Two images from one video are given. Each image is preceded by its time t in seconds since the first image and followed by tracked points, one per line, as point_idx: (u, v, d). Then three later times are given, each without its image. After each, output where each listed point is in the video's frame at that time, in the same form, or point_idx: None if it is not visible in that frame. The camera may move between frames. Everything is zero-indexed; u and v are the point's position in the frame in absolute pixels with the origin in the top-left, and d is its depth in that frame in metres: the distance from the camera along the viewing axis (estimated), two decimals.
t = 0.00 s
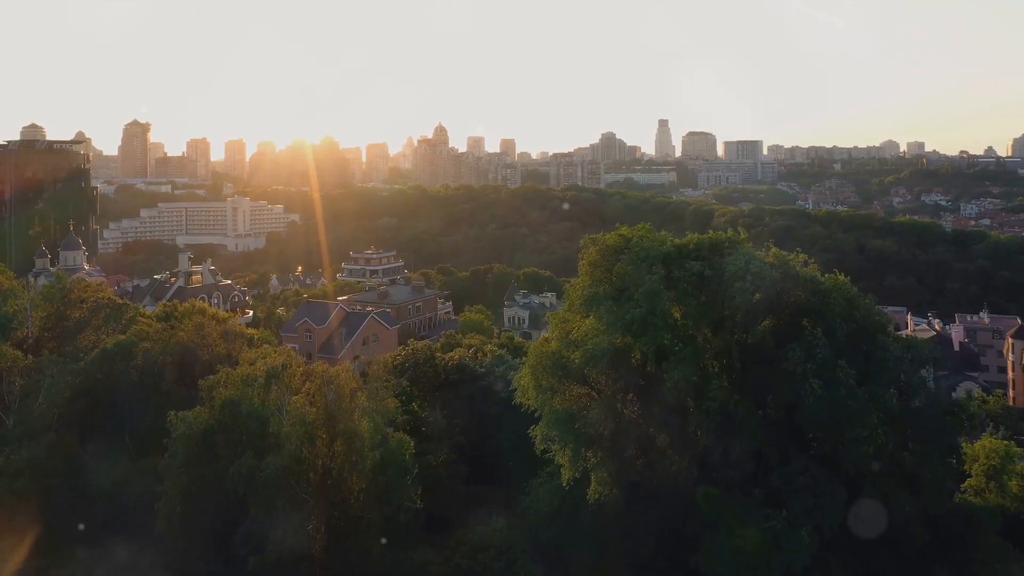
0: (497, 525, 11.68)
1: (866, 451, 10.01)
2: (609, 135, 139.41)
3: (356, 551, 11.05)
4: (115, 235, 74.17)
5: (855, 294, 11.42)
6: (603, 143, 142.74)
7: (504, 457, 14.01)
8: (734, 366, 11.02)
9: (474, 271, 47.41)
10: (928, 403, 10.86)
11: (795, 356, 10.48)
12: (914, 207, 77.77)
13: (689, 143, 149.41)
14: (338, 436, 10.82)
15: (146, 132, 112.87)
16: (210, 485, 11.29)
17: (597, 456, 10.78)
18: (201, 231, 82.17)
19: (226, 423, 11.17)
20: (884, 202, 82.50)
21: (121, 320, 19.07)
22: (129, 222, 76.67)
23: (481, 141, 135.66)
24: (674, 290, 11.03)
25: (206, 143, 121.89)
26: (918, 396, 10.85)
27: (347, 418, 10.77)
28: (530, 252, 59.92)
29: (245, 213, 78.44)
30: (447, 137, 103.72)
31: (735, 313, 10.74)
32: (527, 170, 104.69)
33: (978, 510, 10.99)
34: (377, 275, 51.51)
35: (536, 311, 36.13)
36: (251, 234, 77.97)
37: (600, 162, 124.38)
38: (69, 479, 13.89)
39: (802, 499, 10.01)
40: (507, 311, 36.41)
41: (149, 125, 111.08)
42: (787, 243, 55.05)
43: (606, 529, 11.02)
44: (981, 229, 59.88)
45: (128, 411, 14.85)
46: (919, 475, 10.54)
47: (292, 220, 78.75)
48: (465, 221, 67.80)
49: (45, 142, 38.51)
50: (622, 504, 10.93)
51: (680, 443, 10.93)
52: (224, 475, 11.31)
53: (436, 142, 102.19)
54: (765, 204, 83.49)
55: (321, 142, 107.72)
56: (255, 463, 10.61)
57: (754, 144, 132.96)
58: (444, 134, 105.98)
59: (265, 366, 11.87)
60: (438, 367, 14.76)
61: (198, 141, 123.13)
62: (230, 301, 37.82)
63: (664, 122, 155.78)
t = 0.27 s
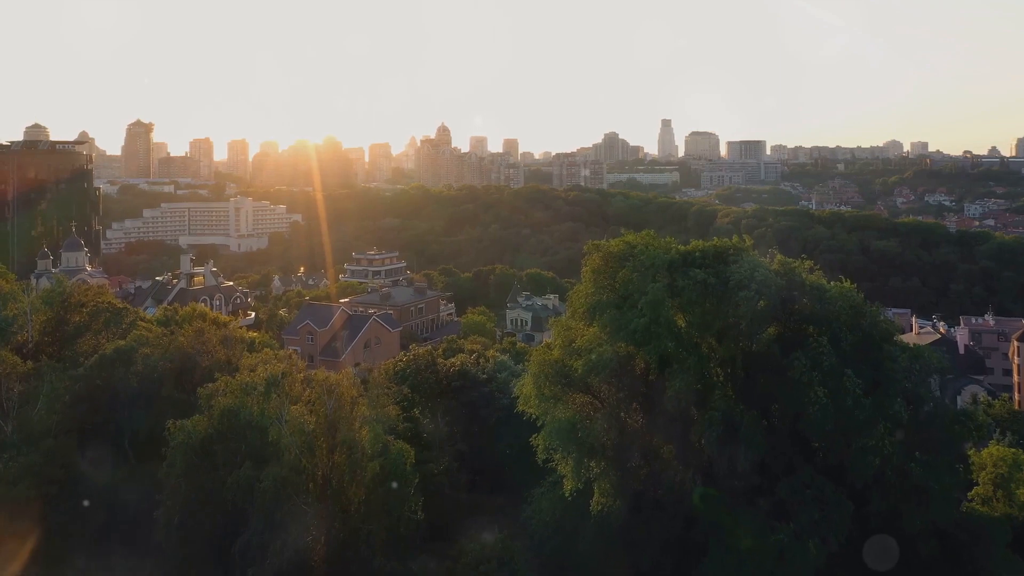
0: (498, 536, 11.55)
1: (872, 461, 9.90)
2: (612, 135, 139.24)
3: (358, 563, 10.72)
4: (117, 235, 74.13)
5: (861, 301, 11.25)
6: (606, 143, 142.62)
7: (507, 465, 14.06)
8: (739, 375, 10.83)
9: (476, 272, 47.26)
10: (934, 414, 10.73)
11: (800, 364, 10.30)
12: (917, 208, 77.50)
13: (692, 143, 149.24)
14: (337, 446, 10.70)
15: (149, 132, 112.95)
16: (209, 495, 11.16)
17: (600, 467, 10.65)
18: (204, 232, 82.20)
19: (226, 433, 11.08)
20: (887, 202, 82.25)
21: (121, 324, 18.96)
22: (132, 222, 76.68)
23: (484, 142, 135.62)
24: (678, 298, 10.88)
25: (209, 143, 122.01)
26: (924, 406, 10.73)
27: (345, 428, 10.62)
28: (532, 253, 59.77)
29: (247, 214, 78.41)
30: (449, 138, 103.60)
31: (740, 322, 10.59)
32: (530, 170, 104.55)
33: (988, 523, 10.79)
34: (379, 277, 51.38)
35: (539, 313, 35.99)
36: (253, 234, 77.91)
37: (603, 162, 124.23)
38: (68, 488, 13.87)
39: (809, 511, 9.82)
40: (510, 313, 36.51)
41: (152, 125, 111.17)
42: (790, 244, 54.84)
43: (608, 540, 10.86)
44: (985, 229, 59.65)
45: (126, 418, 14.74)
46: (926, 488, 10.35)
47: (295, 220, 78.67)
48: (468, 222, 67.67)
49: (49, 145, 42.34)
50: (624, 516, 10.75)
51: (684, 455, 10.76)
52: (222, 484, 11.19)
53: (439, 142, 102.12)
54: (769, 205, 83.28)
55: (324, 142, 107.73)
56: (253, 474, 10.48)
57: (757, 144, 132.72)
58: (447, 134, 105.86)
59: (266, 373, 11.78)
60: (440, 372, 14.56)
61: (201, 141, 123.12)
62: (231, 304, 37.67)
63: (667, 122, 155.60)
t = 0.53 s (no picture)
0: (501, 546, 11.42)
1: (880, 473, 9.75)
2: (615, 135, 139.06)
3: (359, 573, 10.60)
4: (120, 236, 74.10)
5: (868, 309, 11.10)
6: (609, 143, 142.46)
7: (509, 471, 14.06)
8: (743, 384, 10.68)
9: (479, 273, 47.14)
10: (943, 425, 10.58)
11: (806, 373, 10.16)
12: (921, 208, 77.29)
13: (695, 143, 149.06)
14: (337, 456, 10.59)
15: (152, 132, 112.97)
16: (208, 505, 11.04)
17: (604, 477, 10.52)
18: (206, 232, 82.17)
19: (224, 442, 10.96)
20: (891, 203, 82.05)
21: (121, 329, 18.81)
22: (135, 222, 76.66)
23: (487, 141, 135.49)
24: (683, 306, 10.74)
25: (213, 142, 122.00)
26: (933, 416, 10.57)
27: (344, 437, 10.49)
28: (536, 253, 59.63)
29: (251, 214, 78.39)
30: (452, 137, 103.47)
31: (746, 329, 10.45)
32: (533, 170, 104.39)
33: (997, 535, 10.66)
34: (382, 277, 51.29)
35: (542, 315, 35.89)
36: (256, 234, 77.84)
37: (606, 162, 124.07)
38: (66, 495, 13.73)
39: (816, 525, 9.68)
40: (513, 314, 36.48)
41: (156, 125, 111.19)
42: (794, 245, 54.65)
43: (612, 550, 10.75)
44: (989, 230, 59.45)
45: (125, 425, 14.60)
46: (936, 501, 10.22)
47: (298, 220, 78.57)
48: (471, 222, 67.55)
49: (51, 146, 43.08)
50: (628, 527, 10.62)
51: (689, 465, 10.60)
52: (221, 493, 11.07)
53: (442, 142, 102.01)
54: (772, 205, 83.06)
55: (327, 142, 107.66)
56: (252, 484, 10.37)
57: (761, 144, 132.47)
58: (450, 134, 105.73)
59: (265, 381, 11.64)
60: (441, 378, 14.44)
61: (204, 140, 123.08)
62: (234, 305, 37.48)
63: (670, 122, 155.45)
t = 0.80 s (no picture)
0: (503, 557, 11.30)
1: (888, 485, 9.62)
2: (618, 135, 138.82)
3: None
4: (123, 236, 74.01)
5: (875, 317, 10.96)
6: (613, 143, 142.27)
7: (513, 478, 13.95)
8: (749, 394, 10.52)
9: (482, 274, 46.98)
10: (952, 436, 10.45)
11: (813, 382, 10.03)
12: (925, 209, 77.06)
13: (699, 142, 148.86)
14: (338, 467, 10.46)
15: (156, 132, 112.98)
16: (206, 515, 10.92)
17: (607, 487, 10.38)
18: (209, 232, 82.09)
19: (223, 451, 10.82)
20: (895, 203, 81.82)
21: (121, 333, 18.66)
22: (138, 222, 76.61)
23: (490, 141, 135.29)
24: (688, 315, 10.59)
25: (216, 142, 121.95)
26: (943, 427, 10.43)
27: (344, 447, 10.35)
28: (539, 253, 59.47)
29: (254, 214, 78.16)
30: (455, 137, 103.33)
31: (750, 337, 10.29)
32: (536, 170, 104.25)
33: (1007, 546, 10.53)
34: (385, 278, 51.16)
35: (545, 317, 35.76)
36: (260, 235, 77.51)
37: (609, 162, 123.85)
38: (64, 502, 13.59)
39: (823, 537, 9.54)
40: (516, 316, 36.29)
41: (159, 125, 111.17)
42: (797, 246, 54.43)
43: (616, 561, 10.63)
44: (994, 230, 59.24)
45: (125, 431, 14.46)
46: (945, 512, 10.09)
47: (301, 220, 78.43)
48: (474, 222, 67.40)
49: (55, 146, 43.22)
50: (632, 537, 10.47)
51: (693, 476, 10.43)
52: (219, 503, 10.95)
53: (445, 142, 101.89)
54: (776, 205, 82.77)
55: (330, 142, 107.59)
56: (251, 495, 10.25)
57: (764, 144, 132.14)
58: (453, 133, 105.59)
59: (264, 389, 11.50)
60: (444, 385, 14.32)
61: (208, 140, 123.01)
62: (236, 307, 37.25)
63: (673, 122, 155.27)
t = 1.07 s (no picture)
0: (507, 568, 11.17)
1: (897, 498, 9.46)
2: (622, 135, 138.62)
3: None
4: (127, 237, 73.93)
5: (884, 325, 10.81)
6: (616, 143, 142.10)
7: (516, 487, 13.80)
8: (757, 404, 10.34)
9: (486, 275, 46.82)
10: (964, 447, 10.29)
11: (822, 393, 9.90)
12: (930, 209, 76.83)
13: (702, 142, 148.65)
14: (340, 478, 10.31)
15: (160, 132, 112.98)
16: (206, 525, 10.79)
17: (612, 497, 10.22)
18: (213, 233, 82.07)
19: (222, 461, 10.66)
20: (900, 203, 81.62)
21: (122, 338, 18.53)
22: (142, 222, 76.60)
23: (493, 141, 135.13)
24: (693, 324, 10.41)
25: (219, 142, 121.94)
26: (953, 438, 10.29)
27: (346, 458, 10.21)
28: (543, 254, 59.34)
29: (257, 215, 77.90)
30: (459, 137, 103.21)
31: (757, 346, 10.11)
32: (539, 170, 104.01)
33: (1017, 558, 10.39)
34: (389, 279, 51.05)
35: (549, 319, 35.61)
36: (264, 235, 77.27)
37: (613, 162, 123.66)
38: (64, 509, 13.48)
39: (831, 551, 9.40)
40: (520, 318, 36.10)
41: (163, 125, 111.18)
42: (802, 247, 54.18)
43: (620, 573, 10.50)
44: (999, 231, 59.02)
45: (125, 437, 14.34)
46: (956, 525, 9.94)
47: (305, 221, 78.29)
48: (477, 223, 67.27)
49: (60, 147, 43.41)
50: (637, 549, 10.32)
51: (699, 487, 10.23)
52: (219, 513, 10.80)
53: (449, 142, 101.78)
54: (781, 206, 82.48)
55: (334, 141, 107.54)
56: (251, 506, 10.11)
57: (768, 144, 131.78)
58: (456, 133, 105.43)
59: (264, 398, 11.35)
60: (447, 392, 14.19)
61: (211, 140, 122.97)
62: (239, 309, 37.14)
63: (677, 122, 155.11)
